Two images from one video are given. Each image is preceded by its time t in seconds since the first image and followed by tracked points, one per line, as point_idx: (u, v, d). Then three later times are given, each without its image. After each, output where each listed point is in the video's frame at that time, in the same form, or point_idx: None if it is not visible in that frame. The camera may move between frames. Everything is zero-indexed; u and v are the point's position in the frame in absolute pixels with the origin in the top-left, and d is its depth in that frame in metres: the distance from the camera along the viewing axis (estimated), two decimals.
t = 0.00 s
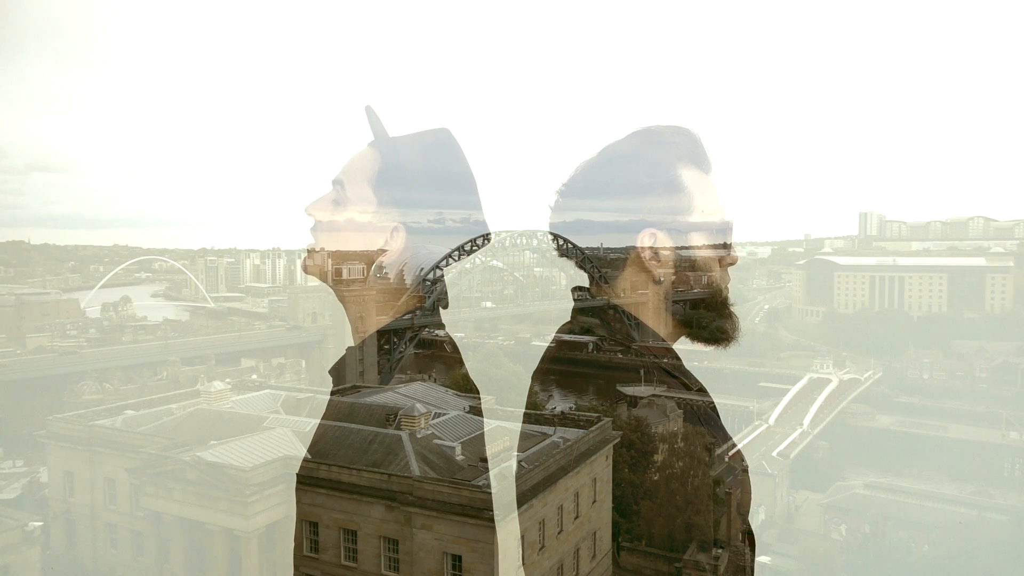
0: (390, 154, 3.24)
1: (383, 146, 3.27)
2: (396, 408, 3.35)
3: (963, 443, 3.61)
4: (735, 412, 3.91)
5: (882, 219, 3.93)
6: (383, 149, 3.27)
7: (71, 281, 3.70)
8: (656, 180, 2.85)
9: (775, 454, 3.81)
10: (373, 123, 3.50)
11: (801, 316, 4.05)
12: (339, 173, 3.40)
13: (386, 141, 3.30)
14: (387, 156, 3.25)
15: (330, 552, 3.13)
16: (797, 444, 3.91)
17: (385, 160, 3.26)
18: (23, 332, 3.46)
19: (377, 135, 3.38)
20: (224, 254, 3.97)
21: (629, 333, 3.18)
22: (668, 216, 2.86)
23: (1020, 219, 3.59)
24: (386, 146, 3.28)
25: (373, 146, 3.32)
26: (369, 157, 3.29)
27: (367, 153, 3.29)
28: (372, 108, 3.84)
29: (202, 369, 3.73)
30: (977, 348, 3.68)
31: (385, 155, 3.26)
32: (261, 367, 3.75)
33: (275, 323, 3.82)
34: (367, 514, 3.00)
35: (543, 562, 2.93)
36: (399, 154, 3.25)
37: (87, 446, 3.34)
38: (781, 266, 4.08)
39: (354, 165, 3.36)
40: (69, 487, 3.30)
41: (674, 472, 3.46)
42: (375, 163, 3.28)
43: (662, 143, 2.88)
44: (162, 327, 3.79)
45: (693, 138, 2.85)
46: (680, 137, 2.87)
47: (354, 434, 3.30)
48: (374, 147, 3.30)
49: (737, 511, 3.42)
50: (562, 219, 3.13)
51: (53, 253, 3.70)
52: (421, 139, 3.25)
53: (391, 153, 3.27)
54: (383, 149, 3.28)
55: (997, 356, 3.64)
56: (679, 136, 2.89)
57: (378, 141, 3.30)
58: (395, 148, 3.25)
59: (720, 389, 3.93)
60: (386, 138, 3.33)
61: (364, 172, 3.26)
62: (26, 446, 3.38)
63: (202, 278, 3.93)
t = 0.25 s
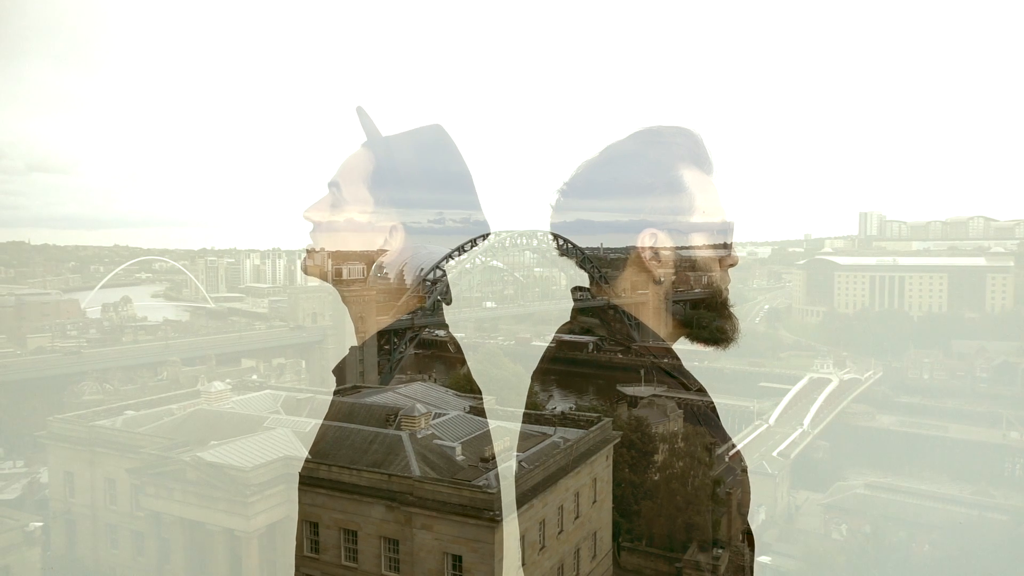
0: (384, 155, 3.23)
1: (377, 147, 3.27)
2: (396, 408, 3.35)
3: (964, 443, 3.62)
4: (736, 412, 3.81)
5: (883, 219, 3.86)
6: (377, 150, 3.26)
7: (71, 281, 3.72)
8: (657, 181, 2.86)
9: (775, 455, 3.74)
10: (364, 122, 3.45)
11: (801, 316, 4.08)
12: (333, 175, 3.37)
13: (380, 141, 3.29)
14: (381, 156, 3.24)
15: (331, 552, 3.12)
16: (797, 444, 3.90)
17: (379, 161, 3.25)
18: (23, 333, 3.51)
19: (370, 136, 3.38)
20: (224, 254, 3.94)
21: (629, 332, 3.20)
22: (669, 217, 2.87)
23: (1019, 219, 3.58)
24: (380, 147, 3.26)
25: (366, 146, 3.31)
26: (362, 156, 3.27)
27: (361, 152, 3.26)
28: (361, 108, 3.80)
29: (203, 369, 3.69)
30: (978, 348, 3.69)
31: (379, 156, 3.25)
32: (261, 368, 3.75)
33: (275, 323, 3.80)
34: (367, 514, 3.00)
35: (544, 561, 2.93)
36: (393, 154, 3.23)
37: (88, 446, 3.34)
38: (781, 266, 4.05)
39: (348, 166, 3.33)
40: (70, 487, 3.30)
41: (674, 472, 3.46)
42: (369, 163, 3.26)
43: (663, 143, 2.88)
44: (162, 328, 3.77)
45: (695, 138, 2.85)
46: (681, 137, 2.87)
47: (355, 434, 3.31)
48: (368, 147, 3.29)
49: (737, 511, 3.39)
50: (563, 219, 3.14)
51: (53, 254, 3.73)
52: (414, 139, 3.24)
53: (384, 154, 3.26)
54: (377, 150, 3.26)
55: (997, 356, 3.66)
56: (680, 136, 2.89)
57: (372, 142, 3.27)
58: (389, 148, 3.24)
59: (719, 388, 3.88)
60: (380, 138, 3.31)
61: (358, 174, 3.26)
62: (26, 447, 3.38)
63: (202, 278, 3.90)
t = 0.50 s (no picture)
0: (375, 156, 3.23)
1: (367, 147, 3.26)
2: (397, 408, 3.35)
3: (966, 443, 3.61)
4: (737, 411, 3.67)
5: (882, 217, 3.88)
6: (367, 150, 3.26)
7: (72, 282, 3.78)
8: (657, 181, 2.86)
9: (778, 455, 3.70)
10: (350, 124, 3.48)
11: (802, 315, 4.10)
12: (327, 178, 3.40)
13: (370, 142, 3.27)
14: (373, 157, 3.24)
15: (332, 552, 3.14)
16: (800, 444, 3.82)
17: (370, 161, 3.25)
18: (25, 334, 3.56)
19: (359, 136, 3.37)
20: (224, 255, 4.00)
21: (629, 333, 3.22)
22: (669, 217, 2.88)
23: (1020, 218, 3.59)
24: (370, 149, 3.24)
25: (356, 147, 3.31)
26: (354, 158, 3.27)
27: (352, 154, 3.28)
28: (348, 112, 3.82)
29: (203, 370, 3.67)
30: (979, 347, 3.69)
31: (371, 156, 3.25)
32: (262, 368, 3.74)
33: (275, 323, 3.81)
34: (369, 514, 3.02)
35: (546, 561, 2.95)
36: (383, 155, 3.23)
37: (88, 447, 3.31)
38: (781, 266, 4.01)
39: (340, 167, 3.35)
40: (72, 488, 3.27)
41: (676, 472, 3.41)
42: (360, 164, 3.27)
43: (663, 143, 2.88)
44: (163, 328, 3.78)
45: (694, 138, 2.85)
46: (681, 137, 2.87)
47: (355, 435, 3.32)
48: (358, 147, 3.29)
49: (739, 510, 3.36)
50: (563, 219, 3.15)
51: (54, 255, 3.80)
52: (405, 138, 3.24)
53: (375, 154, 3.26)
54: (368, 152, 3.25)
55: (1000, 355, 3.67)
56: (680, 135, 2.89)
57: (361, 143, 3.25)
58: (379, 148, 3.23)
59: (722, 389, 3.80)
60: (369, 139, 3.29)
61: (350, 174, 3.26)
62: (26, 447, 3.34)
63: (202, 279, 3.93)
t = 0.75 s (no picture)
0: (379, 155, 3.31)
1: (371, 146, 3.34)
2: (397, 408, 3.34)
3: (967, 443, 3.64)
4: (736, 410, 3.76)
5: (884, 217, 3.96)
6: (371, 149, 3.34)
7: (73, 282, 3.76)
8: (655, 181, 2.86)
9: (778, 454, 3.75)
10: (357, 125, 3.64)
11: (803, 315, 4.04)
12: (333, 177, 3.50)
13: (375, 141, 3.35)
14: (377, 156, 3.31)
15: (332, 552, 3.14)
16: (801, 443, 3.83)
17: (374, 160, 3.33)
18: (26, 333, 3.53)
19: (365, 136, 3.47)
20: (225, 255, 4.01)
21: (630, 333, 3.28)
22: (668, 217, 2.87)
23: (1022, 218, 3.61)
24: (374, 148, 3.31)
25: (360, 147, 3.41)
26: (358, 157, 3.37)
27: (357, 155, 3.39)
28: (354, 112, 3.94)
29: (204, 370, 3.69)
30: (980, 347, 3.67)
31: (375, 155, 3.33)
32: (263, 368, 3.74)
33: (276, 323, 3.82)
34: (369, 514, 3.02)
35: (545, 561, 2.95)
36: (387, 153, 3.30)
37: (89, 446, 3.31)
38: (782, 266, 4.08)
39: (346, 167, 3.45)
40: (72, 488, 3.27)
41: (677, 472, 3.39)
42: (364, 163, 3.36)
43: (661, 142, 2.88)
44: (163, 328, 3.76)
45: (692, 138, 2.85)
46: (679, 137, 2.88)
47: (356, 435, 3.32)
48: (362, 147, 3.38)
49: (739, 509, 3.34)
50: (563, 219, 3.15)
51: (55, 254, 3.75)
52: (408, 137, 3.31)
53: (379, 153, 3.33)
54: (372, 151, 3.33)
55: (1001, 355, 3.65)
56: (678, 135, 2.90)
57: (365, 141, 3.32)
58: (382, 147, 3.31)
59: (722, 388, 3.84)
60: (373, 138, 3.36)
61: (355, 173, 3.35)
62: (27, 447, 3.37)
63: (204, 279, 3.94)
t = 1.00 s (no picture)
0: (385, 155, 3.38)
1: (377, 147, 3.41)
2: (399, 408, 3.34)
3: (967, 442, 3.61)
4: (738, 411, 3.73)
5: (886, 217, 3.94)
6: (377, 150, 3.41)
7: (75, 281, 3.76)
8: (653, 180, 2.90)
9: (779, 454, 3.76)
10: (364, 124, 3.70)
11: (805, 315, 4.07)
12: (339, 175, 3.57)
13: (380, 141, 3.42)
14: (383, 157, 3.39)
15: (333, 551, 3.14)
16: (801, 444, 3.84)
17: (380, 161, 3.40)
18: (29, 332, 3.51)
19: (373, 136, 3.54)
20: (227, 254, 3.99)
21: (632, 335, 3.28)
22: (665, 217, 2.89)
23: None
24: (379, 147, 3.39)
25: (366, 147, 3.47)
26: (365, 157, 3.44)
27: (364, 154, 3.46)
28: (362, 110, 4.00)
29: (205, 369, 3.69)
30: (981, 347, 3.64)
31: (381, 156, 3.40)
32: (265, 367, 3.73)
33: (279, 322, 3.82)
34: (371, 513, 3.02)
35: (547, 561, 2.95)
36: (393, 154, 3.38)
37: (90, 444, 3.30)
38: (784, 266, 4.07)
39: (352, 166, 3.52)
40: (73, 486, 3.29)
41: (678, 472, 3.41)
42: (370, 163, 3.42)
43: (661, 143, 2.92)
44: (165, 327, 3.75)
45: (691, 138, 2.88)
46: (678, 136, 2.91)
47: (357, 434, 3.32)
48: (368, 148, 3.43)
49: (740, 510, 3.36)
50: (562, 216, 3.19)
51: (57, 253, 3.75)
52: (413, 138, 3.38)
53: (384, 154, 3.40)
54: (377, 151, 3.41)
55: (1001, 355, 3.61)
56: (677, 134, 2.94)
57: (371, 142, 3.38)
58: (388, 147, 3.38)
59: (723, 388, 3.81)
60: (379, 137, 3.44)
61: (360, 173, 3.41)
62: (28, 446, 3.38)
63: (206, 278, 3.93)
